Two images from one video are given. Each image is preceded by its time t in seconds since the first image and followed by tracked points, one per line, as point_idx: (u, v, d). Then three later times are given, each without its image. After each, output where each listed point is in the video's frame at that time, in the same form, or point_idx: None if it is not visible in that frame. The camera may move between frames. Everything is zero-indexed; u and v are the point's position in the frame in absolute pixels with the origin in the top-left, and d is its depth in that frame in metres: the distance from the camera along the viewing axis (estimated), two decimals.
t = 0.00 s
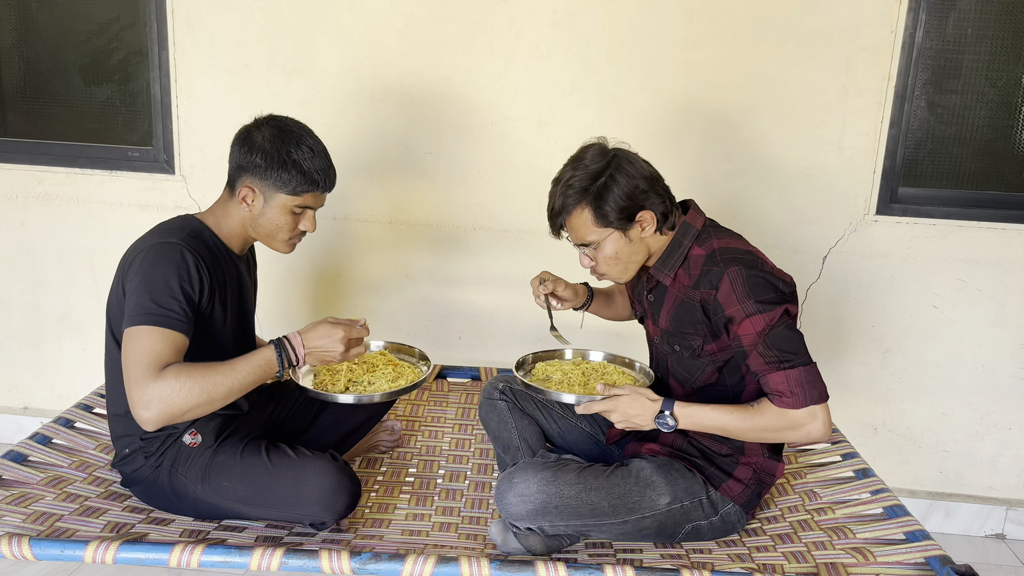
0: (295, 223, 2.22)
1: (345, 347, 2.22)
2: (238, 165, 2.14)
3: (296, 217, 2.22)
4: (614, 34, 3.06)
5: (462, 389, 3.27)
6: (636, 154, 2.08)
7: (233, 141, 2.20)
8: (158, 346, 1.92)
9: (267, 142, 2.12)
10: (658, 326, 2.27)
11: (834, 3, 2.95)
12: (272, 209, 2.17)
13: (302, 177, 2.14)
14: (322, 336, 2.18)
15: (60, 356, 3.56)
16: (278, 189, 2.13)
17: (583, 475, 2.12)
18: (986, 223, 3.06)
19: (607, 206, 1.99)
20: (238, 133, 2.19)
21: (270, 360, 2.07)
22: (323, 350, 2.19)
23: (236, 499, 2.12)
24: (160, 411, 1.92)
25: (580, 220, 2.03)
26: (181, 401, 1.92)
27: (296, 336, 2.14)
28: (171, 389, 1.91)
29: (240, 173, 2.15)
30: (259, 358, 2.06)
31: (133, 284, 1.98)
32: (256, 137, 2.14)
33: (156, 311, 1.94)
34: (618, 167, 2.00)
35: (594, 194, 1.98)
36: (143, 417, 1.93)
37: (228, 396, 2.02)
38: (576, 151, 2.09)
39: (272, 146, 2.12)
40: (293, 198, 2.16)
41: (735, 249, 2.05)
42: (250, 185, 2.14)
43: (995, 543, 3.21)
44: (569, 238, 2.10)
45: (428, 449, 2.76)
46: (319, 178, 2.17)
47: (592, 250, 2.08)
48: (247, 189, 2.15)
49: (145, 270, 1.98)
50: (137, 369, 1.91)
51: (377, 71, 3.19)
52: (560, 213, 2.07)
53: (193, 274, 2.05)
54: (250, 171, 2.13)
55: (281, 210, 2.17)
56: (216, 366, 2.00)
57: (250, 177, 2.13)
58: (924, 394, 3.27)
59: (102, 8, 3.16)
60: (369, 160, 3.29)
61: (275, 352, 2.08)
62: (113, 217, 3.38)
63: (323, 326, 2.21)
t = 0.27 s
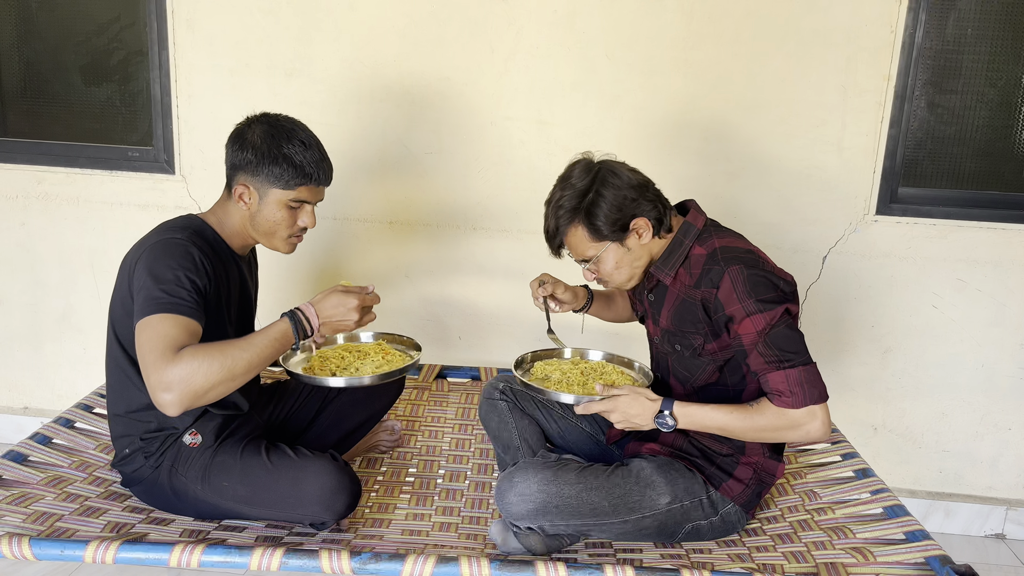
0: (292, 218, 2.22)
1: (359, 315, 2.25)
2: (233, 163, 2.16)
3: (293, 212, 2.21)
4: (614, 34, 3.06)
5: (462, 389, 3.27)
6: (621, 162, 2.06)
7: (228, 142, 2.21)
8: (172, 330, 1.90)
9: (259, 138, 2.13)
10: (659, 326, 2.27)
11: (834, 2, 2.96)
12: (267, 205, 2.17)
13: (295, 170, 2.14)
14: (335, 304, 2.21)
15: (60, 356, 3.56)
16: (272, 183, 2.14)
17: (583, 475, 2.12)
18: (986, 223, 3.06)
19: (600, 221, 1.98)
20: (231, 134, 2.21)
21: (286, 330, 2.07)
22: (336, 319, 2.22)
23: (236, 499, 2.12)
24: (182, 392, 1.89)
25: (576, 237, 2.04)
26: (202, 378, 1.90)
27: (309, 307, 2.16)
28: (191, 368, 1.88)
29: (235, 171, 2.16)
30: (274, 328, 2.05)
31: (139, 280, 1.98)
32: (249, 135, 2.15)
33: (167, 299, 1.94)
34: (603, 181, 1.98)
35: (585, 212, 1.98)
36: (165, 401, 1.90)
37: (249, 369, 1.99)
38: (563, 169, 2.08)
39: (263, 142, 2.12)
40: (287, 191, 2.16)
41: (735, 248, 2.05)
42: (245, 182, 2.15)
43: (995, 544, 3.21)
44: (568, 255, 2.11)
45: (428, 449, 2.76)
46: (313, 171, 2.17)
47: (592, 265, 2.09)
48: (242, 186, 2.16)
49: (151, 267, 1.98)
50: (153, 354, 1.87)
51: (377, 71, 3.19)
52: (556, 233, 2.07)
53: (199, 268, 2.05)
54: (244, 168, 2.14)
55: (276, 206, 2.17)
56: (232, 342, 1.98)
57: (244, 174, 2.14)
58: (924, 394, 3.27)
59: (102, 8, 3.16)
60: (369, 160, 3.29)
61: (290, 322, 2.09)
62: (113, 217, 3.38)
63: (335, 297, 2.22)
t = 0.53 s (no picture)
0: (300, 221, 2.21)
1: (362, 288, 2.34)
2: (240, 168, 2.16)
3: (300, 215, 2.21)
4: (614, 34, 3.06)
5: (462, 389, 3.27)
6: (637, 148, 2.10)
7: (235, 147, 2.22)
8: (183, 314, 1.90)
9: (266, 143, 2.14)
10: (656, 326, 2.27)
11: (834, 2, 2.96)
12: (274, 208, 2.17)
13: (301, 173, 2.14)
14: (339, 280, 2.29)
15: (60, 356, 3.56)
16: (279, 187, 2.14)
17: (583, 475, 2.12)
18: (986, 223, 3.06)
19: (612, 189, 1.99)
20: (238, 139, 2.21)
21: (294, 306, 2.11)
22: (341, 294, 2.31)
23: (237, 499, 2.12)
24: (198, 371, 1.88)
25: (583, 204, 2.02)
26: (218, 356, 1.89)
27: (315, 284, 2.23)
28: (206, 346, 1.87)
29: (242, 175, 2.17)
30: (283, 305, 2.08)
31: (147, 273, 1.98)
32: (256, 139, 2.16)
33: (177, 287, 1.94)
34: (622, 153, 2.01)
35: (599, 177, 1.99)
36: (181, 383, 1.89)
37: (262, 345, 2.00)
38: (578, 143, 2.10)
39: (270, 146, 2.13)
40: (293, 194, 2.15)
41: (731, 246, 2.05)
42: (252, 186, 2.16)
43: (995, 544, 3.21)
44: (569, 226, 2.08)
45: (428, 449, 2.76)
46: (319, 173, 2.17)
47: (592, 237, 2.06)
48: (249, 190, 2.16)
49: (159, 260, 1.99)
50: (166, 338, 1.86)
51: (377, 71, 3.19)
52: (561, 200, 2.05)
53: (206, 261, 2.06)
54: (251, 172, 2.15)
55: (282, 209, 2.17)
56: (243, 320, 1.98)
57: (251, 178, 2.15)
58: (924, 394, 3.27)
59: (102, 8, 3.16)
60: (370, 160, 3.29)
61: (299, 297, 2.14)
62: (113, 217, 3.38)
63: (337, 270, 2.30)
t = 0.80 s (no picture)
0: (309, 233, 2.22)
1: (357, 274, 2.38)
2: (253, 176, 2.16)
3: (309, 227, 2.21)
4: (614, 34, 3.06)
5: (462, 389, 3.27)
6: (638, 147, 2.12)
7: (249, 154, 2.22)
8: (192, 299, 1.89)
9: (280, 153, 2.14)
10: (656, 326, 2.27)
11: (834, 2, 2.96)
12: (284, 218, 2.18)
13: (313, 185, 2.14)
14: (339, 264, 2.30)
15: (60, 356, 3.56)
16: (290, 198, 2.14)
17: (583, 475, 2.12)
18: (986, 223, 3.06)
19: (620, 185, 1.99)
20: (253, 146, 2.21)
21: (299, 290, 2.12)
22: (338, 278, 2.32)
23: (237, 499, 2.12)
24: (210, 353, 1.87)
25: (590, 201, 2.01)
26: (228, 337, 1.88)
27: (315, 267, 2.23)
28: (216, 327, 1.86)
29: (254, 182, 2.18)
30: (287, 289, 2.09)
31: (155, 266, 1.98)
32: (270, 149, 2.16)
33: (187, 276, 1.94)
34: (627, 150, 2.02)
35: (606, 173, 1.99)
36: (192, 366, 1.87)
37: (270, 328, 1.99)
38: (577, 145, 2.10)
39: (284, 156, 2.13)
40: (304, 206, 2.16)
41: (733, 246, 2.05)
42: (263, 195, 2.16)
43: (995, 544, 3.21)
44: (576, 226, 2.07)
45: (428, 449, 2.76)
46: (332, 187, 2.17)
47: (600, 235, 2.04)
48: (260, 199, 2.16)
49: (168, 253, 1.99)
50: (175, 322, 1.85)
51: (377, 71, 3.19)
52: (568, 198, 2.04)
53: (214, 256, 2.06)
54: (263, 181, 2.15)
55: (292, 219, 2.18)
56: (250, 303, 1.98)
57: (262, 187, 2.15)
58: (925, 394, 3.27)
59: (103, 8, 3.16)
60: (370, 160, 3.29)
61: (302, 281, 2.15)
62: (113, 217, 3.38)
63: (336, 254, 2.32)
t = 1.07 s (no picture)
0: (316, 243, 2.22)
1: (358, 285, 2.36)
2: (264, 182, 2.16)
3: (316, 237, 2.21)
4: (614, 34, 3.06)
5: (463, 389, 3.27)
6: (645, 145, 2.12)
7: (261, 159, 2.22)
8: (193, 301, 1.89)
9: (293, 161, 2.14)
10: (658, 326, 2.27)
11: (834, 2, 2.96)
12: (292, 227, 2.18)
13: (323, 197, 2.14)
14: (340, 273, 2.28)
15: (60, 356, 3.56)
16: (299, 207, 2.14)
17: (583, 475, 2.12)
18: (986, 223, 3.06)
19: (626, 180, 1.99)
20: (266, 152, 2.21)
21: (299, 298, 2.12)
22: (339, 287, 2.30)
23: (237, 500, 2.12)
24: (208, 357, 1.87)
25: (596, 195, 2.01)
26: (227, 342, 1.88)
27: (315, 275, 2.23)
28: (216, 331, 1.86)
29: (264, 189, 2.17)
30: (287, 296, 2.09)
31: (160, 266, 1.98)
32: (284, 156, 2.16)
33: (190, 277, 1.94)
34: (635, 146, 2.03)
35: (613, 167, 1.99)
36: (189, 369, 1.87)
37: (268, 335, 1.99)
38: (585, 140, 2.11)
39: (297, 165, 2.13)
40: (313, 217, 2.16)
41: (737, 247, 2.05)
42: (273, 203, 2.16)
43: (995, 543, 3.21)
44: (580, 219, 2.07)
45: (428, 449, 2.76)
46: (341, 199, 2.17)
47: (604, 229, 2.04)
48: (270, 206, 2.16)
49: (172, 253, 1.99)
50: (175, 323, 1.85)
51: (377, 71, 3.19)
52: (574, 190, 2.05)
53: (218, 258, 2.06)
54: (274, 188, 2.14)
55: (301, 229, 2.18)
56: (250, 309, 1.98)
57: (273, 194, 2.15)
58: (924, 394, 3.27)
59: (102, 8, 3.16)
60: (370, 160, 3.29)
61: (303, 289, 2.15)
62: (113, 217, 3.38)
63: (339, 266, 2.29)
